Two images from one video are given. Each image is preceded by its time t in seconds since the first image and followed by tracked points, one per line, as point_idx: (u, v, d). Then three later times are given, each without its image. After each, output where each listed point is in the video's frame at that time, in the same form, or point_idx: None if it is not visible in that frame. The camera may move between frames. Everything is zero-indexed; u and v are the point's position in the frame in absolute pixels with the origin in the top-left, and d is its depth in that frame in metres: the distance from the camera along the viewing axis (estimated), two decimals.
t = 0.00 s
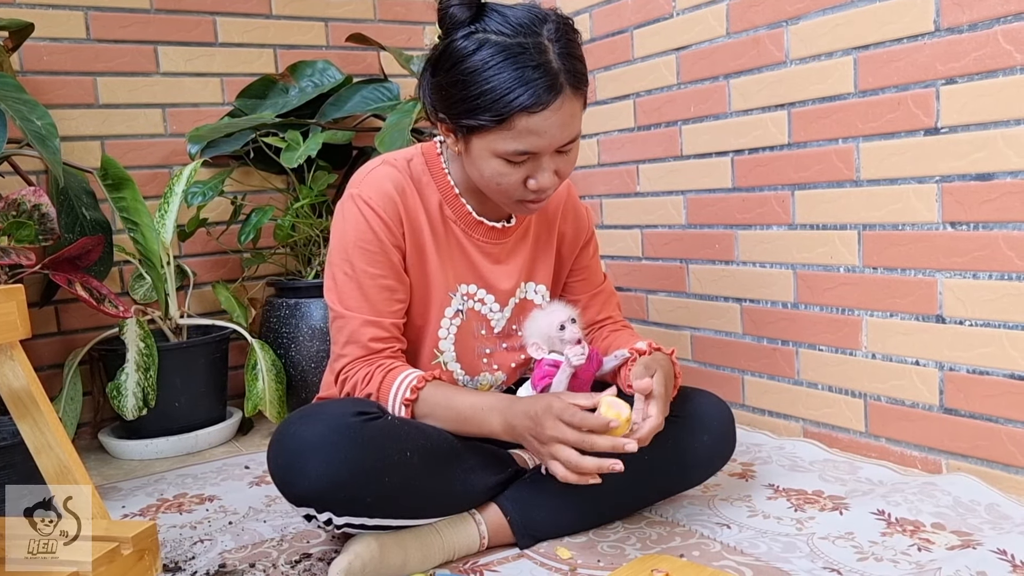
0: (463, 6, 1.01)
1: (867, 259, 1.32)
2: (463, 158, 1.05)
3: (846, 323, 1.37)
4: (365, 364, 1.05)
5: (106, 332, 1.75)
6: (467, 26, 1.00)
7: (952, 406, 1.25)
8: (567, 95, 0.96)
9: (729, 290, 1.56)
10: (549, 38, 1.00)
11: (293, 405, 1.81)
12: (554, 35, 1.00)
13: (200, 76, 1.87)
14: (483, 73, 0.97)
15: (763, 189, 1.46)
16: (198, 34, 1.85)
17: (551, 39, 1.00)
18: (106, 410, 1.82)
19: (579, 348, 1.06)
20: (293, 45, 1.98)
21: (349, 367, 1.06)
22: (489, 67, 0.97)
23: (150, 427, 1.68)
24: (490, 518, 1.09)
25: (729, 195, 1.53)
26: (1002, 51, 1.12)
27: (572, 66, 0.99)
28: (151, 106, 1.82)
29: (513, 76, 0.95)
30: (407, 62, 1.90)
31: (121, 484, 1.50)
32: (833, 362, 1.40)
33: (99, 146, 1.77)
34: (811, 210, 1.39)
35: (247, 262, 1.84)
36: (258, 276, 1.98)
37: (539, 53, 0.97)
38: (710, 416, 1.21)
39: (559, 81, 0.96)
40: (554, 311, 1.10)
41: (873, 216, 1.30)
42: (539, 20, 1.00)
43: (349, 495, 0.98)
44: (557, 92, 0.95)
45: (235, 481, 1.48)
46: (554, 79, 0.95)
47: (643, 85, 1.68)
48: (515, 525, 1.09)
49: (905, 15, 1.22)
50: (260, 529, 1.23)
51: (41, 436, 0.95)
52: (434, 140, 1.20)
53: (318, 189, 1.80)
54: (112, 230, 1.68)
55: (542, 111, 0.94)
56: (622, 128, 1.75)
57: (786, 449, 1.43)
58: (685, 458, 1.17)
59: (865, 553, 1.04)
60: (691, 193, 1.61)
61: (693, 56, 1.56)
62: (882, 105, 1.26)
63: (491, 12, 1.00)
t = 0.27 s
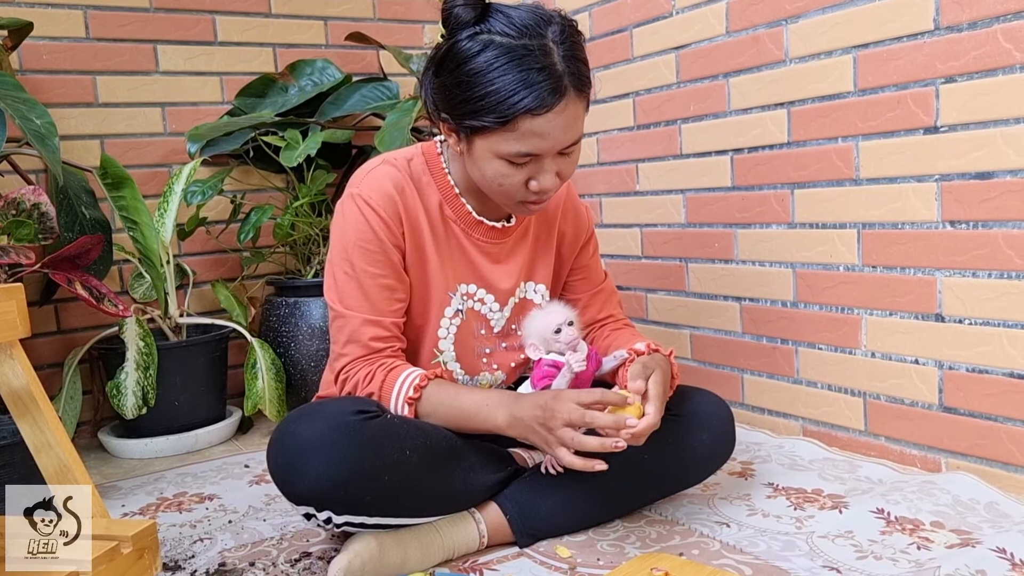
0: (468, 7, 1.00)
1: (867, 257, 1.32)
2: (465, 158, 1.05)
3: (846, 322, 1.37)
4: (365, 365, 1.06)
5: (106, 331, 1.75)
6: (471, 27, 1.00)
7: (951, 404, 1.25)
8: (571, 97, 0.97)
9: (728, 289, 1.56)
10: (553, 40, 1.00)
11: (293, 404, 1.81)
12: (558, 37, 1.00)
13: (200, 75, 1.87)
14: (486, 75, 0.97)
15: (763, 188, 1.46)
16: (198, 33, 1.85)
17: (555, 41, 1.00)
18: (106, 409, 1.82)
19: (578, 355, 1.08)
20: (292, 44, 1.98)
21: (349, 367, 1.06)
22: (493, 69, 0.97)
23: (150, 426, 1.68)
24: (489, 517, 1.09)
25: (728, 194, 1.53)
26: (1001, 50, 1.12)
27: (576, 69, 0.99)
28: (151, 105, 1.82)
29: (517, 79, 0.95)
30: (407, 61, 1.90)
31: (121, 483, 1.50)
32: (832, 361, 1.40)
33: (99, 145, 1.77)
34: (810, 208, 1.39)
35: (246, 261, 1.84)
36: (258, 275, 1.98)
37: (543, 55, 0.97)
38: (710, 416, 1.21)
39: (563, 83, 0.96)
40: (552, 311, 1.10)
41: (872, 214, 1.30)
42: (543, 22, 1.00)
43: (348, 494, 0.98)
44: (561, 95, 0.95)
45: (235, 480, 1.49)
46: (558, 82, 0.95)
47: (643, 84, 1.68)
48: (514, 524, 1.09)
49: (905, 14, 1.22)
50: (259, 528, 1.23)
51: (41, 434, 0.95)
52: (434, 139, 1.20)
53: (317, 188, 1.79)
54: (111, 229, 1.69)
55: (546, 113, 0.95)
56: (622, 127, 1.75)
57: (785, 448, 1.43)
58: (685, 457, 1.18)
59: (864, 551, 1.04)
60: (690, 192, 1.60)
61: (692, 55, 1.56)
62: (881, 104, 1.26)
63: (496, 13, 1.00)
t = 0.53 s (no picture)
0: (472, 7, 1.00)
1: (867, 256, 1.32)
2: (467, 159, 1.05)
3: (845, 320, 1.37)
4: (356, 365, 1.06)
5: (106, 331, 1.75)
6: (475, 29, 0.99)
7: (951, 403, 1.25)
8: (574, 100, 0.97)
9: (728, 288, 1.56)
10: (556, 43, 1.00)
11: (293, 403, 1.81)
12: (562, 39, 1.00)
13: (199, 74, 1.87)
14: (489, 77, 0.97)
15: (762, 186, 1.46)
16: (197, 32, 1.85)
17: (559, 44, 1.00)
18: (106, 408, 1.82)
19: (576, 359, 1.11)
20: (292, 43, 1.98)
21: (340, 369, 1.07)
22: (497, 71, 0.97)
23: (150, 425, 1.68)
24: (489, 516, 1.09)
25: (728, 193, 1.53)
26: (1000, 48, 1.12)
27: (579, 72, 0.99)
28: (150, 105, 1.82)
29: (520, 81, 0.95)
30: (406, 60, 1.90)
31: (121, 483, 1.50)
32: (832, 359, 1.40)
33: (98, 145, 1.77)
34: (810, 207, 1.39)
35: (246, 260, 1.84)
36: (258, 274, 1.98)
37: (547, 58, 0.97)
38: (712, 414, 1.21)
39: (566, 86, 0.96)
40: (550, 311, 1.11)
41: (872, 213, 1.30)
42: (547, 24, 1.00)
43: (347, 493, 0.98)
44: (564, 98, 0.95)
45: (235, 479, 1.49)
46: (561, 85, 0.95)
47: (642, 82, 1.68)
48: (515, 523, 1.09)
49: (904, 12, 1.22)
50: (259, 527, 1.23)
51: (41, 434, 0.95)
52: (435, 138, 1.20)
53: (316, 187, 1.79)
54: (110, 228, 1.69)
55: (549, 116, 0.95)
56: (621, 126, 1.75)
57: (785, 446, 1.43)
58: (686, 456, 1.18)
59: (864, 549, 1.04)
60: (690, 190, 1.60)
61: (692, 53, 1.56)
62: (881, 102, 1.26)
63: (500, 15, 1.00)
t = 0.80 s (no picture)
0: (480, 8, 1.00)
1: (867, 255, 1.32)
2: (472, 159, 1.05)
3: (845, 319, 1.37)
4: (359, 365, 1.06)
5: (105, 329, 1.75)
6: (483, 30, 0.99)
7: (951, 402, 1.25)
8: (581, 102, 0.97)
9: (727, 287, 1.56)
10: (564, 44, 1.00)
11: (293, 402, 1.82)
12: (570, 40, 1.00)
13: (199, 72, 1.87)
14: (497, 78, 0.97)
15: (762, 186, 1.46)
16: (197, 30, 1.85)
17: (567, 45, 0.99)
18: (106, 407, 1.82)
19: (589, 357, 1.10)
20: (292, 41, 1.98)
21: (343, 368, 1.07)
22: (504, 73, 0.97)
23: (150, 424, 1.68)
24: (489, 515, 1.09)
25: (728, 192, 1.53)
26: (1001, 47, 1.12)
27: (586, 73, 0.99)
28: (150, 103, 1.82)
29: (527, 83, 0.95)
30: (407, 58, 1.90)
31: (121, 481, 1.50)
32: (832, 359, 1.40)
33: (98, 143, 1.77)
34: (810, 206, 1.39)
35: (247, 258, 1.84)
36: (258, 272, 1.98)
37: (555, 60, 0.97)
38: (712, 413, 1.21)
39: (574, 88, 0.96)
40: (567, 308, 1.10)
41: (872, 212, 1.30)
42: (555, 25, 1.00)
43: (349, 491, 0.98)
44: (572, 99, 0.95)
45: (235, 477, 1.49)
46: (569, 87, 0.95)
47: (643, 81, 1.68)
48: (515, 522, 1.09)
49: (904, 12, 1.22)
50: (259, 525, 1.23)
51: (40, 432, 0.95)
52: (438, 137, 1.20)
53: (317, 185, 1.79)
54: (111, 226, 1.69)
55: (556, 117, 0.95)
56: (622, 125, 1.75)
57: (785, 445, 1.43)
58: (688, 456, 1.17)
59: (863, 548, 1.04)
60: (690, 190, 1.60)
61: (692, 52, 1.56)
62: (881, 102, 1.26)
63: (507, 15, 1.00)
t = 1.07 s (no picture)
0: (484, 7, 1.00)
1: (866, 254, 1.32)
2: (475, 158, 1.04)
3: (845, 319, 1.37)
4: (357, 364, 1.06)
5: (105, 328, 1.75)
6: (488, 29, 0.99)
7: (950, 402, 1.25)
8: (586, 100, 0.97)
9: (727, 286, 1.56)
10: (569, 42, 1.00)
11: (292, 401, 1.82)
12: (574, 39, 1.01)
13: (199, 71, 1.87)
14: (502, 76, 0.97)
15: (762, 185, 1.46)
16: (197, 29, 1.85)
17: (571, 44, 1.00)
18: (105, 405, 1.82)
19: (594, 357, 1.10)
20: (292, 40, 1.97)
21: (342, 368, 1.07)
22: (510, 71, 0.96)
23: (149, 423, 1.68)
24: (488, 514, 1.09)
25: (727, 191, 1.53)
26: (1001, 47, 1.12)
27: (590, 71, 0.99)
28: (150, 102, 1.82)
29: (533, 81, 0.95)
30: (407, 57, 1.90)
31: (120, 480, 1.50)
32: (832, 358, 1.40)
33: (98, 142, 1.77)
34: (809, 205, 1.39)
35: (246, 257, 1.83)
36: (258, 271, 1.98)
37: (560, 58, 0.97)
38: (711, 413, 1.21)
39: (579, 86, 0.96)
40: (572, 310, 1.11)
41: (871, 212, 1.30)
42: (558, 24, 1.00)
43: (348, 490, 0.98)
44: (577, 97, 0.95)
45: (234, 476, 1.49)
46: (574, 85, 0.96)
47: (642, 81, 1.68)
48: (514, 521, 1.09)
49: (904, 11, 1.22)
50: (259, 524, 1.23)
51: (39, 431, 0.95)
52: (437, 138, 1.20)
53: (316, 185, 1.79)
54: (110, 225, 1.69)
55: (562, 115, 0.95)
56: (621, 124, 1.75)
57: (784, 445, 1.43)
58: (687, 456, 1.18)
59: (862, 548, 1.04)
60: (690, 189, 1.60)
61: (692, 52, 1.56)
62: (880, 102, 1.26)
63: (512, 14, 1.00)
